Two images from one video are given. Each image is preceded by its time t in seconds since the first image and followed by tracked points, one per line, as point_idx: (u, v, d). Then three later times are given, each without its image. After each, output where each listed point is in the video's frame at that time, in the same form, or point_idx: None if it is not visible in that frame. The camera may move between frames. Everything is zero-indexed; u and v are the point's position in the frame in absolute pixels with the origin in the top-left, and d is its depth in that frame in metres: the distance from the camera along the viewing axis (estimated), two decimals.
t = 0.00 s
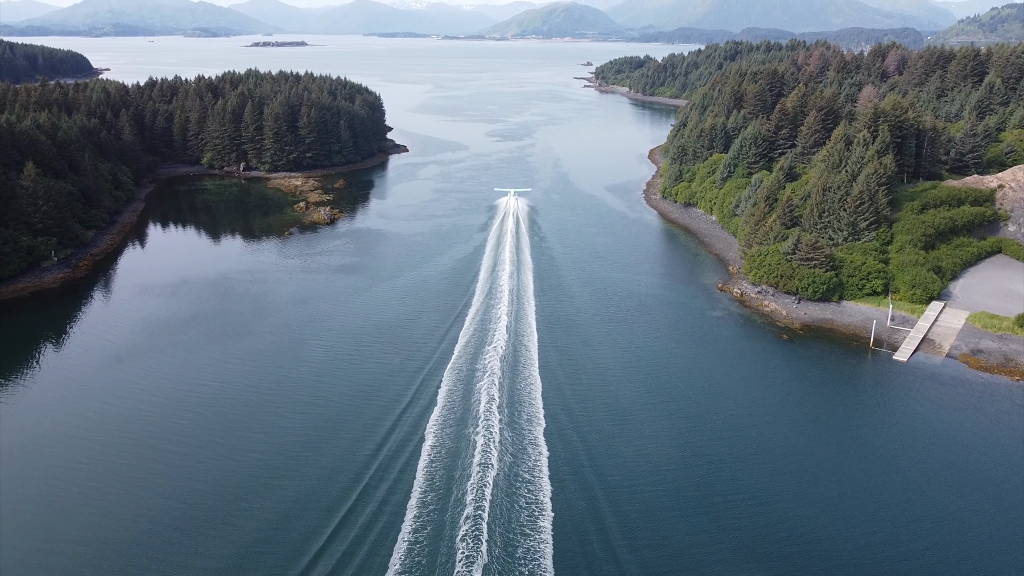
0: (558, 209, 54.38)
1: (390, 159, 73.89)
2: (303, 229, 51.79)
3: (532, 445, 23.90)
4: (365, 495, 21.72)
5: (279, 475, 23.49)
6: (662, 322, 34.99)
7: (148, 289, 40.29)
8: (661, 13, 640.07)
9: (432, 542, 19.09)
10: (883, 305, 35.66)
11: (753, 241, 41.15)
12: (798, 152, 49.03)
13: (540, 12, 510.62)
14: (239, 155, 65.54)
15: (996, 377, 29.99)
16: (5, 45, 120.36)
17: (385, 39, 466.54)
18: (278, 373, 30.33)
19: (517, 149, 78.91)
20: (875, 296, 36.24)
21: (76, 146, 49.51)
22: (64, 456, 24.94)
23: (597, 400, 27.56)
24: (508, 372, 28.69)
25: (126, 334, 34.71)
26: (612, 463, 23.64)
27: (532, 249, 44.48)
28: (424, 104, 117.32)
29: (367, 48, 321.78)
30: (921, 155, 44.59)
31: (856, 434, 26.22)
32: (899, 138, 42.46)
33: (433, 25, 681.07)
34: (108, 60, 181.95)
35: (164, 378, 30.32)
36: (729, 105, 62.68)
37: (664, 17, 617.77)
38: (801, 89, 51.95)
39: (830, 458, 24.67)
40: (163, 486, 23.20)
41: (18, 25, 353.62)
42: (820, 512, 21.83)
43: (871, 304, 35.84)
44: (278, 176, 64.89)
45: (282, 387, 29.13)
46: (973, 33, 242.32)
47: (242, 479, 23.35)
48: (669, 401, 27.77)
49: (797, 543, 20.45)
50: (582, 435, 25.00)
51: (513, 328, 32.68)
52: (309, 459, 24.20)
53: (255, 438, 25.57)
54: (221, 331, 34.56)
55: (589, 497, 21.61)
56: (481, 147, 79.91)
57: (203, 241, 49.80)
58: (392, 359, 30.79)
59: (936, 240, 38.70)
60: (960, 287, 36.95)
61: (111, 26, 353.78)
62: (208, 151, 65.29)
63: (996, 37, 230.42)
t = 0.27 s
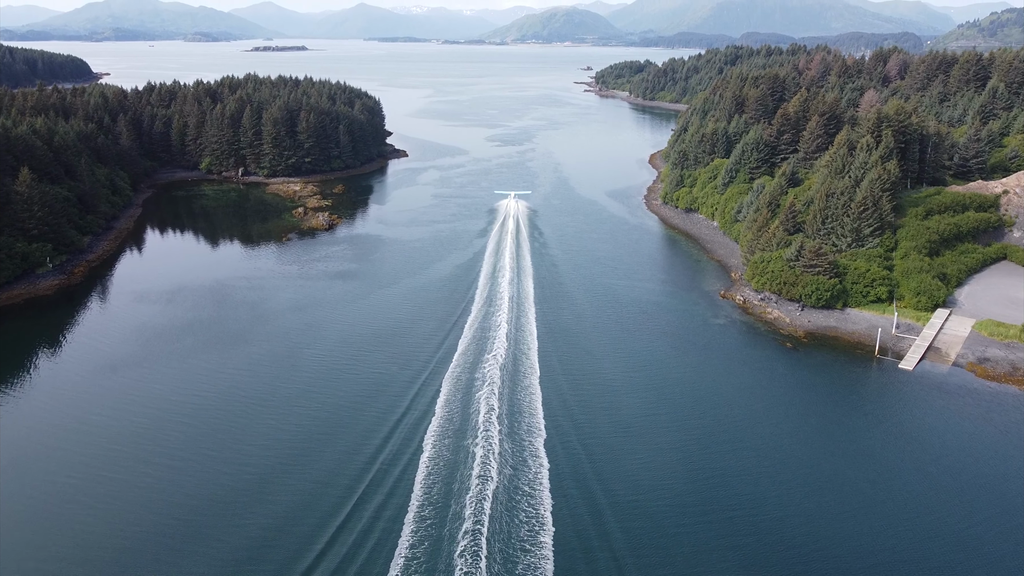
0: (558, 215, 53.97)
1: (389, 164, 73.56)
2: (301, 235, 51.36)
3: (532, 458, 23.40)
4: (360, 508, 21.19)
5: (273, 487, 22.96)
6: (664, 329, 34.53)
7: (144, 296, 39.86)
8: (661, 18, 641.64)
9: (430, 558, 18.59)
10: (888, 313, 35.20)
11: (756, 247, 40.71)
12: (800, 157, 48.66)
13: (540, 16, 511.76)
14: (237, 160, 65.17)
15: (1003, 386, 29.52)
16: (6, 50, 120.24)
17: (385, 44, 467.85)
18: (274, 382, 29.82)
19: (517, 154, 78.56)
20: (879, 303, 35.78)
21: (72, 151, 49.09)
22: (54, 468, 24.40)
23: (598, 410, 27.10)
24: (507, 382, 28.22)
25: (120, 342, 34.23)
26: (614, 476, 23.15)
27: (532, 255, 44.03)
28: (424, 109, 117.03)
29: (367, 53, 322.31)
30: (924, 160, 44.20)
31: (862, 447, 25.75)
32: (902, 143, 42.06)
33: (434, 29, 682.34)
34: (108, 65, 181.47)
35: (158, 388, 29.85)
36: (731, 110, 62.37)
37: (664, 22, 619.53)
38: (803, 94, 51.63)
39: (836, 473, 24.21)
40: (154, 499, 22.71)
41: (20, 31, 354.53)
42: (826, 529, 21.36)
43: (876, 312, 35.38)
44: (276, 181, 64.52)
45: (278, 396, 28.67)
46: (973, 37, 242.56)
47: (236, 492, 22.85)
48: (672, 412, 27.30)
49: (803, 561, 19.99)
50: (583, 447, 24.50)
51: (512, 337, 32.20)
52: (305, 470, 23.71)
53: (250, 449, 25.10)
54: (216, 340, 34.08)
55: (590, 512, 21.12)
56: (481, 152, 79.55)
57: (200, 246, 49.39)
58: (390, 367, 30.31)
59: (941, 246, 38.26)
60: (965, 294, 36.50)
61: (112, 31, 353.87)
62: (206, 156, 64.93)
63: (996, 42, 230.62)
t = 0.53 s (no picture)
0: (559, 221, 53.59)
1: (388, 170, 73.24)
2: (299, 242, 50.91)
3: (533, 471, 22.93)
4: (356, 522, 20.72)
5: (268, 501, 22.49)
6: (666, 338, 34.05)
7: (140, 304, 39.41)
8: (661, 24, 642.99)
9: None
10: (893, 321, 34.75)
11: (758, 255, 40.30)
12: (802, 163, 48.32)
13: (540, 22, 512.94)
14: (236, 165, 64.84)
15: (1011, 397, 29.05)
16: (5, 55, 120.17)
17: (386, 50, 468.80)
18: (270, 392, 29.37)
19: (517, 159, 78.27)
20: (884, 311, 35.34)
21: (69, 157, 48.76)
22: (44, 480, 23.93)
23: (600, 421, 26.60)
24: (507, 392, 27.74)
25: (115, 351, 33.80)
26: (616, 490, 22.68)
27: (533, 262, 43.59)
28: (424, 114, 116.81)
29: (368, 58, 322.80)
30: (928, 166, 43.81)
31: (869, 460, 25.27)
32: (906, 149, 41.69)
33: (434, 35, 684.26)
34: (109, 70, 181.66)
35: (152, 398, 29.34)
36: (732, 116, 62.07)
37: (664, 28, 621.05)
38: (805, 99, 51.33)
39: (842, 486, 23.72)
40: (146, 514, 22.16)
41: (21, 36, 355.35)
42: (834, 545, 20.85)
43: (880, 320, 34.93)
44: (275, 187, 64.18)
45: (274, 407, 28.16)
46: (972, 43, 242.78)
47: (230, 506, 22.32)
48: (674, 423, 26.82)
49: None
50: (584, 459, 24.03)
51: (512, 346, 31.76)
52: (300, 484, 23.19)
53: (245, 462, 24.59)
54: (212, 349, 33.65)
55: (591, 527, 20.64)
56: (481, 158, 79.29)
57: (198, 253, 49.01)
58: (388, 377, 29.87)
59: (945, 254, 37.83)
60: (971, 302, 36.05)
61: (113, 37, 354.64)
62: (205, 162, 64.61)
63: (995, 47, 230.76)
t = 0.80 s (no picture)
0: (559, 227, 53.20)
1: (388, 176, 72.92)
2: (298, 248, 50.47)
3: (533, 484, 22.43)
4: (353, 537, 20.25)
5: (263, 515, 22.01)
6: (669, 347, 33.57)
7: (136, 312, 38.99)
8: (661, 29, 644.51)
9: None
10: (898, 330, 34.29)
11: (761, 262, 39.87)
12: (805, 169, 47.97)
13: (540, 28, 514.29)
14: (234, 171, 64.50)
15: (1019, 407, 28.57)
16: (5, 61, 120.21)
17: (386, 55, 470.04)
18: (267, 402, 28.92)
19: (518, 165, 77.96)
20: (889, 320, 34.88)
21: (66, 163, 48.41)
22: (34, 493, 23.43)
23: (602, 433, 26.12)
24: (508, 403, 27.29)
25: (110, 360, 33.32)
26: (618, 503, 22.18)
27: (533, 269, 43.14)
28: (424, 120, 116.65)
29: (368, 64, 323.41)
30: (932, 173, 43.43)
31: (876, 473, 24.78)
32: (910, 155, 41.30)
33: (434, 41, 686.41)
34: (109, 76, 181.94)
35: (147, 408, 28.87)
36: (734, 121, 61.78)
37: (664, 34, 622.75)
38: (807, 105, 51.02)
39: (849, 499, 23.23)
40: (137, 529, 21.66)
41: (23, 42, 356.49)
42: (842, 561, 20.36)
43: (885, 329, 34.47)
44: (274, 193, 63.82)
45: (270, 417, 27.69)
46: (972, 49, 243.00)
47: (223, 521, 21.80)
48: (677, 435, 26.35)
49: None
50: (586, 471, 23.56)
51: (513, 355, 31.29)
52: (295, 499, 22.68)
53: (238, 475, 24.06)
54: (208, 357, 33.19)
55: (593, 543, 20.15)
56: (481, 163, 79.04)
57: (195, 260, 48.61)
58: (387, 387, 29.41)
59: (951, 261, 37.38)
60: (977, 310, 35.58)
61: (114, 43, 355.60)
62: (204, 168, 64.29)
63: (995, 53, 230.95)
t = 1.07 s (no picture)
0: (560, 234, 52.78)
1: (387, 182, 72.56)
2: (296, 255, 49.99)
3: (533, 497, 21.93)
4: (348, 553, 19.77)
5: (256, 530, 21.53)
6: (671, 357, 33.06)
7: (132, 320, 38.50)
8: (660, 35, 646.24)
9: None
10: (903, 339, 33.81)
11: (764, 269, 39.42)
12: (807, 176, 47.58)
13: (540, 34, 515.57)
14: (233, 177, 64.13)
15: None
16: (5, 67, 120.13)
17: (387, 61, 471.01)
18: (263, 412, 28.45)
19: (518, 171, 77.60)
20: (894, 328, 34.40)
21: (62, 169, 48.01)
22: (24, 505, 22.93)
23: (604, 445, 25.60)
24: (508, 414, 26.79)
25: (103, 369, 32.83)
26: (621, 518, 21.68)
27: (534, 277, 42.67)
28: (424, 126, 116.45)
29: (369, 70, 324.06)
30: (936, 179, 43.01)
31: (883, 485, 24.27)
32: (913, 161, 40.89)
33: (435, 46, 688.37)
34: (110, 82, 182.14)
35: (140, 419, 28.34)
36: (735, 127, 61.45)
37: (663, 39, 624.42)
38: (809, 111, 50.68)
39: (856, 513, 22.73)
40: (128, 545, 21.17)
41: (24, 47, 357.26)
42: None
43: (890, 337, 34.00)
44: (272, 199, 63.44)
45: (266, 429, 27.20)
46: (971, 54, 243.26)
47: (216, 537, 21.30)
48: (680, 446, 25.86)
49: None
50: (587, 484, 23.06)
51: (512, 365, 30.80)
52: (290, 513, 22.21)
53: (232, 489, 23.56)
54: (203, 366, 32.72)
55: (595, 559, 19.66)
56: (481, 169, 78.71)
57: (192, 266, 48.18)
58: (384, 397, 28.93)
59: (956, 268, 36.92)
60: (983, 318, 35.09)
61: (115, 48, 356.04)
62: (202, 174, 63.91)
63: (995, 59, 231.12)
